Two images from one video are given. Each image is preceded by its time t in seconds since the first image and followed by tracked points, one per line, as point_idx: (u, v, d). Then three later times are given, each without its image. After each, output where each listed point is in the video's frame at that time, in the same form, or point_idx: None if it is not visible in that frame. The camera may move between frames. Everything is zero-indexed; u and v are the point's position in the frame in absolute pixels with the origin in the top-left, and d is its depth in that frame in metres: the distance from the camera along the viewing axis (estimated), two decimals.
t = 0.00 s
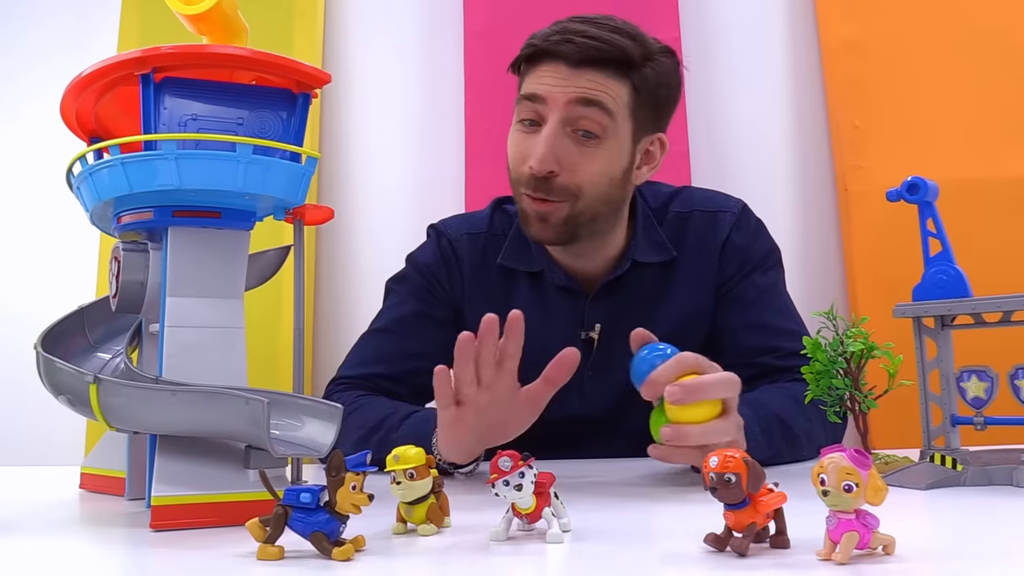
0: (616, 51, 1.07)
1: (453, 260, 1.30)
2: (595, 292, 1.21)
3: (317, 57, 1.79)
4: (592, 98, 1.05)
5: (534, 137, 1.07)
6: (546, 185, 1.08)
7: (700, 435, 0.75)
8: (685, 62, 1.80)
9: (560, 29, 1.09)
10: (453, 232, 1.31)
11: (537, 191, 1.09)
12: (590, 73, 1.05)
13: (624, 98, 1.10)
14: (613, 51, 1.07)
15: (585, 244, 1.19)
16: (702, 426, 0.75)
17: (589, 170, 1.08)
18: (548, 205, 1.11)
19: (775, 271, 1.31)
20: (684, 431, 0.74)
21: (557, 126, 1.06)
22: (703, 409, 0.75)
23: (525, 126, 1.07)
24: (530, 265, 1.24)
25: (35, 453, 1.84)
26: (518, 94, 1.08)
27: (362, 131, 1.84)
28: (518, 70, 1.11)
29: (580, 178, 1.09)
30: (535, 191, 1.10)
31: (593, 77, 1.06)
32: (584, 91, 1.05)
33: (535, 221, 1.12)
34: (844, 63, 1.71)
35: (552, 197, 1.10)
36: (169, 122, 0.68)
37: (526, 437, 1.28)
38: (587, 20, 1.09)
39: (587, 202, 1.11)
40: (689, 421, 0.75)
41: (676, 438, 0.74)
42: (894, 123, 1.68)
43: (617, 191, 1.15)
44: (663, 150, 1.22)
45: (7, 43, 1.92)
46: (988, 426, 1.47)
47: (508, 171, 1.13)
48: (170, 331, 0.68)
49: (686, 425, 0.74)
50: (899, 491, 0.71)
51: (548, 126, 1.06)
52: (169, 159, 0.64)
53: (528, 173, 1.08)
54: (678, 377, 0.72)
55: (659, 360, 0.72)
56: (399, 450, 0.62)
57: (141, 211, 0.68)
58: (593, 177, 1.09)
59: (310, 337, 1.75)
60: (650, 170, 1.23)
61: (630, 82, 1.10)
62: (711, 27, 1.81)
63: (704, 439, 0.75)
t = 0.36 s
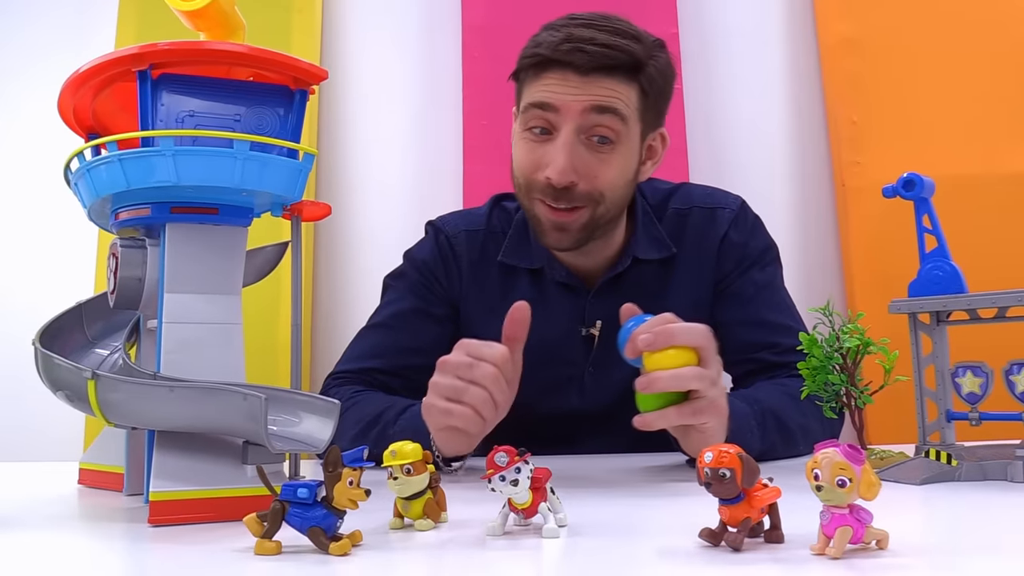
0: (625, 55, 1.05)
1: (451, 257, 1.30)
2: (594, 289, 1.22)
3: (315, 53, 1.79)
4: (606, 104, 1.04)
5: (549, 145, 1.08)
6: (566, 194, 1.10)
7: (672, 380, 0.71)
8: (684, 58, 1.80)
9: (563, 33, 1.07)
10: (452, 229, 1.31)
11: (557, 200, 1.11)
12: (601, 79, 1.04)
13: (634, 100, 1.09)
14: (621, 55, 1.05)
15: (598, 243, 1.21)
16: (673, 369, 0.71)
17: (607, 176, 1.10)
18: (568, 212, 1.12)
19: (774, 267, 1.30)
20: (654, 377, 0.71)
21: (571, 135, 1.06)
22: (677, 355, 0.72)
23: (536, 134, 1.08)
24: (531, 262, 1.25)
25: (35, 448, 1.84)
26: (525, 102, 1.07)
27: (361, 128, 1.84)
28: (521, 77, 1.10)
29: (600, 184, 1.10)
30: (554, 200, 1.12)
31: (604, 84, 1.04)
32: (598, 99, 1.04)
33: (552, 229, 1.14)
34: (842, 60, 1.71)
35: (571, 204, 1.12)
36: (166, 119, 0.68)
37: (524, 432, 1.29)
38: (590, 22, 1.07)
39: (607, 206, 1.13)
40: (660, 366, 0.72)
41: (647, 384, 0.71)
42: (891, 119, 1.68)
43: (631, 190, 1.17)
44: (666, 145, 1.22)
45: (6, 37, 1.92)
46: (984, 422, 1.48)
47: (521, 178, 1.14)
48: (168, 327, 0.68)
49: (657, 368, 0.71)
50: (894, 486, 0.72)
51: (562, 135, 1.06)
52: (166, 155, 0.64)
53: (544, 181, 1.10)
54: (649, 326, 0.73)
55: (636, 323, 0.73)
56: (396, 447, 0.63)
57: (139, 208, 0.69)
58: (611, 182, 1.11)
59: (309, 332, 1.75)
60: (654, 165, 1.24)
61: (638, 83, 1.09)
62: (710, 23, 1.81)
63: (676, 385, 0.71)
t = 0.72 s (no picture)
0: (637, 44, 1.09)
1: (453, 258, 1.31)
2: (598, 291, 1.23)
3: (315, 52, 1.79)
4: (622, 90, 1.07)
5: (566, 135, 1.10)
6: (586, 182, 1.11)
7: (648, 386, 0.75)
8: (684, 57, 1.80)
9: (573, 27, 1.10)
10: (455, 231, 1.32)
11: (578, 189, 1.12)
12: (616, 67, 1.07)
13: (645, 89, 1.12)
14: (632, 44, 1.09)
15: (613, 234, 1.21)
16: (649, 376, 0.75)
17: (625, 163, 1.11)
18: (587, 201, 1.14)
19: (773, 266, 1.31)
20: (632, 384, 0.75)
21: (589, 123, 1.08)
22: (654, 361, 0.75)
23: (554, 124, 1.10)
24: (534, 263, 1.25)
25: (35, 446, 1.85)
26: (541, 94, 1.09)
27: (361, 127, 1.84)
28: (531, 73, 1.13)
29: (618, 171, 1.12)
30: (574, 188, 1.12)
31: (619, 71, 1.07)
32: (615, 85, 1.07)
33: (571, 219, 1.15)
34: (841, 59, 1.71)
35: (591, 192, 1.13)
36: (166, 118, 0.69)
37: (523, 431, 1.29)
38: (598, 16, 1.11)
39: (623, 194, 1.14)
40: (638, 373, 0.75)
41: (624, 391, 0.75)
42: (891, 118, 1.68)
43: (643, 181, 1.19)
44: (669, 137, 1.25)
45: (5, 36, 1.92)
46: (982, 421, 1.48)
47: (537, 172, 1.15)
48: (169, 326, 0.68)
49: (635, 376, 0.74)
50: (892, 484, 0.72)
51: (579, 124, 1.08)
52: (167, 155, 0.65)
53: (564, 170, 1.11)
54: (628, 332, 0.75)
55: (617, 329, 0.75)
56: (396, 444, 0.63)
57: (139, 207, 0.69)
58: (629, 169, 1.12)
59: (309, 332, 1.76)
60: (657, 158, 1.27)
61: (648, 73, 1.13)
62: (709, 22, 1.81)
63: (652, 390, 0.75)
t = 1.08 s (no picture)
0: (626, 57, 1.04)
1: (454, 261, 1.30)
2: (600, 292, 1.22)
3: (315, 54, 1.79)
4: (608, 103, 1.02)
5: (548, 144, 1.05)
6: (563, 193, 1.08)
7: (652, 392, 0.75)
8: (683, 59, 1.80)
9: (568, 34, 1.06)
10: (455, 234, 1.31)
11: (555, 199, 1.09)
12: (603, 78, 1.02)
13: (635, 102, 1.06)
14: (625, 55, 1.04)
15: (597, 243, 1.19)
16: (653, 381, 0.75)
17: (606, 175, 1.07)
18: (565, 211, 1.11)
19: (773, 268, 1.31)
20: (636, 389, 0.75)
21: (572, 134, 1.03)
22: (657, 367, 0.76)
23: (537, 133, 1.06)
24: (535, 266, 1.25)
25: (35, 446, 1.85)
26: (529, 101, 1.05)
27: (361, 129, 1.84)
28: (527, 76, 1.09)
29: (597, 185, 1.08)
30: (552, 198, 1.10)
31: (606, 84, 1.02)
32: (599, 98, 1.02)
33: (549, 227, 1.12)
34: (842, 61, 1.71)
35: (568, 202, 1.09)
36: (167, 121, 0.69)
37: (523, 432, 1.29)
38: (598, 23, 1.06)
39: (603, 206, 1.11)
40: (642, 378, 0.75)
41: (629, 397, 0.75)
42: (890, 121, 1.68)
43: (629, 194, 1.15)
44: (672, 149, 1.22)
45: (7, 36, 1.93)
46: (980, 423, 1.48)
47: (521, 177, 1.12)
48: (169, 328, 0.69)
49: (639, 381, 0.75)
50: (890, 486, 0.72)
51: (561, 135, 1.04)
52: (167, 157, 0.65)
53: (543, 180, 1.08)
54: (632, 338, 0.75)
55: (619, 332, 0.75)
56: (394, 446, 0.63)
57: (140, 209, 0.69)
58: (609, 182, 1.08)
59: (308, 333, 1.76)
60: (657, 169, 1.23)
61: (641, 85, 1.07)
62: (709, 25, 1.81)
63: (656, 396, 0.76)
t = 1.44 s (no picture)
0: (610, 87, 1.00)
1: (456, 266, 1.31)
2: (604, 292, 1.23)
3: (316, 55, 1.80)
4: (585, 133, 1.00)
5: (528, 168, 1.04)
6: (538, 218, 1.06)
7: (647, 396, 0.76)
8: (684, 61, 1.81)
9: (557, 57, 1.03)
10: (458, 239, 1.32)
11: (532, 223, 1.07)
12: (583, 108, 0.99)
13: (620, 134, 1.03)
14: (608, 85, 1.00)
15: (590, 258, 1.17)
16: (648, 386, 0.76)
17: (583, 206, 1.04)
18: (542, 235, 1.09)
19: (773, 270, 1.31)
20: (631, 393, 0.75)
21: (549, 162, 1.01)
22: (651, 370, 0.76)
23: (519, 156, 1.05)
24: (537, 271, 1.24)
25: (34, 447, 1.85)
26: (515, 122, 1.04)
27: (361, 130, 1.85)
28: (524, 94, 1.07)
29: (573, 214, 1.05)
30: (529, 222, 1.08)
31: (586, 115, 0.99)
32: (575, 129, 0.99)
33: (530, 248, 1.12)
34: (841, 63, 1.72)
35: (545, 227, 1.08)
36: (168, 123, 0.69)
37: (523, 433, 1.30)
38: (591, 47, 1.02)
39: (583, 234, 1.08)
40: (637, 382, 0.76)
41: (624, 401, 0.75)
42: (890, 123, 1.69)
43: (616, 222, 1.11)
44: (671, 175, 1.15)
45: (8, 37, 1.93)
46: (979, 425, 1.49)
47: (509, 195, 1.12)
48: (170, 329, 0.69)
49: (634, 385, 0.75)
50: (888, 488, 0.72)
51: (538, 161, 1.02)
52: (168, 159, 0.65)
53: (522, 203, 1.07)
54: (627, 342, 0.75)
55: (617, 335, 0.75)
56: (394, 447, 0.63)
57: (141, 211, 0.69)
58: (587, 212, 1.05)
59: (308, 334, 1.76)
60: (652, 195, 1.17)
61: (628, 116, 1.03)
62: (709, 26, 1.82)
63: (650, 400, 0.76)
